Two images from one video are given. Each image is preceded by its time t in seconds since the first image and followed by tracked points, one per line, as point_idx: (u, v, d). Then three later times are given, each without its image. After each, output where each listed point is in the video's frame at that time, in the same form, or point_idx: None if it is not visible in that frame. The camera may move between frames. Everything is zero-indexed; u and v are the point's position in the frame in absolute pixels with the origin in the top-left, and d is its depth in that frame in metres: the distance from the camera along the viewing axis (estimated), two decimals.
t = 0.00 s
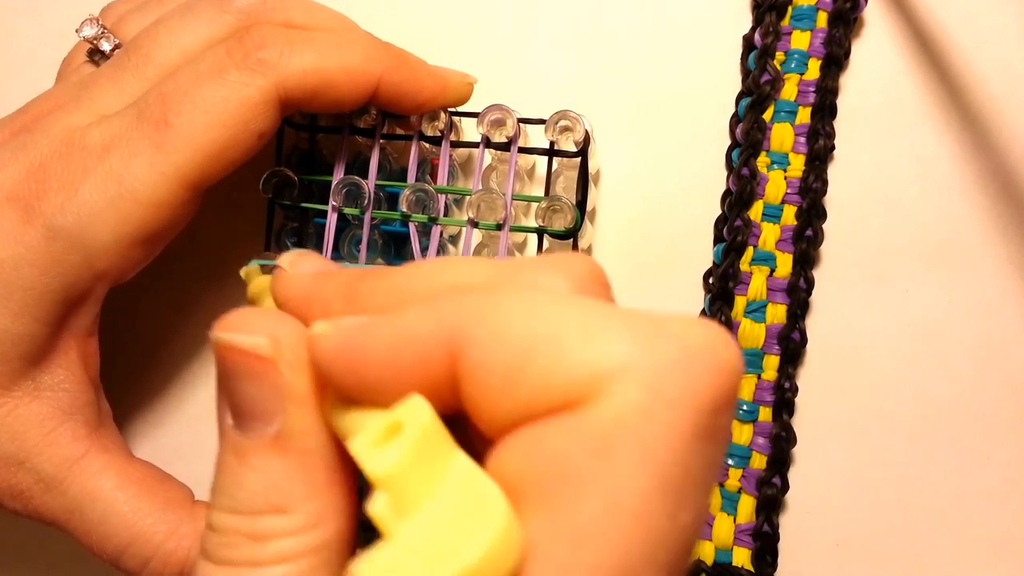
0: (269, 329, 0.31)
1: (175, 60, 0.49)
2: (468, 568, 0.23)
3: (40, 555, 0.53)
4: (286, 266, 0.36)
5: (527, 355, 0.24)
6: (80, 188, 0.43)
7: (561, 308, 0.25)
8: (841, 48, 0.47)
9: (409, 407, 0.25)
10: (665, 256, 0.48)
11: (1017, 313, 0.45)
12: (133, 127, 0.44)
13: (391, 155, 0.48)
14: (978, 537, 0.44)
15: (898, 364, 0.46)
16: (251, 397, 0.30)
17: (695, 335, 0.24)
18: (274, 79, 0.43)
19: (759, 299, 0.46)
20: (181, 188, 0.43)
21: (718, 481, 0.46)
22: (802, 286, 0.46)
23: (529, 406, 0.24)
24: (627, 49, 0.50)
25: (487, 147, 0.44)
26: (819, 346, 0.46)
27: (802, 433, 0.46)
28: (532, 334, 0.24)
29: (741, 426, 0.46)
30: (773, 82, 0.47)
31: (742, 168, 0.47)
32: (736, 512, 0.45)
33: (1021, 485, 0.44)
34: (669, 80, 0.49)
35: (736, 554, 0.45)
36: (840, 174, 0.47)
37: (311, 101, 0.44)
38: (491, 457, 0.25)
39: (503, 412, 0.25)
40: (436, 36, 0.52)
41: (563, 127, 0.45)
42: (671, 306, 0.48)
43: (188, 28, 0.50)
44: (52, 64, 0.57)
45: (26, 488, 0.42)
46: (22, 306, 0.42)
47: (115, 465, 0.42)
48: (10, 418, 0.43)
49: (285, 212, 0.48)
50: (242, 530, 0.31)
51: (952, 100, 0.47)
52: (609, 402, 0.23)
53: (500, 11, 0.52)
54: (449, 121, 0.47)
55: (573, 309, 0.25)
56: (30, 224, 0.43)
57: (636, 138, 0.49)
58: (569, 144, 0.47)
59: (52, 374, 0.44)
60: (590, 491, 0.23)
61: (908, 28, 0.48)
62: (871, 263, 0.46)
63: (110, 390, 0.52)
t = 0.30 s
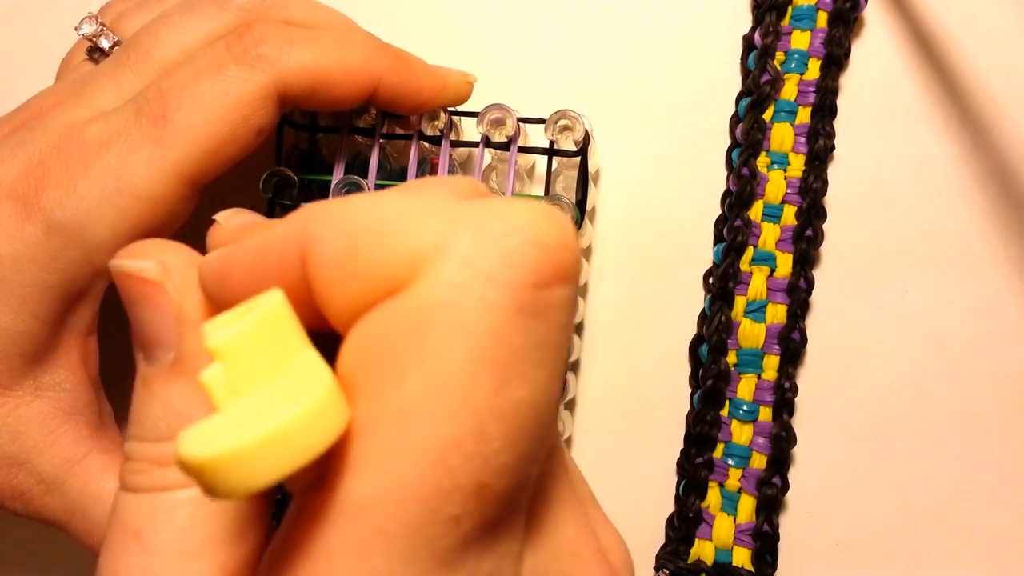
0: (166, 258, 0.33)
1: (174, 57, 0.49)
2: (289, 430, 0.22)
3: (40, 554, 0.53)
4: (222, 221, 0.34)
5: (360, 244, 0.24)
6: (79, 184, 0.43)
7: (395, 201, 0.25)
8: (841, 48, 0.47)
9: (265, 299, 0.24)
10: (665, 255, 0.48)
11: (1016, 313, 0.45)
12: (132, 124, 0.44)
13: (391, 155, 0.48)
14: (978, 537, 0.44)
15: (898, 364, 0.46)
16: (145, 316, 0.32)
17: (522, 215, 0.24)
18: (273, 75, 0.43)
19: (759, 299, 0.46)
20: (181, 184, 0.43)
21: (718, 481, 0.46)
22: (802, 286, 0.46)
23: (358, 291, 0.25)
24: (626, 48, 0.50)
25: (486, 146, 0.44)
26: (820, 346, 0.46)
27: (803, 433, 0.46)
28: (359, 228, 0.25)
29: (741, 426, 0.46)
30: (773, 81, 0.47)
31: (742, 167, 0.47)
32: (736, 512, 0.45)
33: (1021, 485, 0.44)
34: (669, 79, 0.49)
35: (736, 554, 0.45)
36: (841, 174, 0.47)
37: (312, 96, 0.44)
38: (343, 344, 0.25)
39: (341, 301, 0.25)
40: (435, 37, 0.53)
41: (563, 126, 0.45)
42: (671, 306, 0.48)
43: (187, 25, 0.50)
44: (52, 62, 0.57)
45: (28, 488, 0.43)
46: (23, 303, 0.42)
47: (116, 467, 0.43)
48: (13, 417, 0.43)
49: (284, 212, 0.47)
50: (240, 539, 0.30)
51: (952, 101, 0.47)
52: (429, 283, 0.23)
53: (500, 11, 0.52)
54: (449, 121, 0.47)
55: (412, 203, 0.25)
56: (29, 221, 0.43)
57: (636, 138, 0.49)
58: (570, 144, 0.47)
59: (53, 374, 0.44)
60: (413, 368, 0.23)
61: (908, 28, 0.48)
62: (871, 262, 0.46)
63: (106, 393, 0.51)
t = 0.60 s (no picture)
0: (114, 401, 0.24)
1: (171, 53, 0.49)
2: None
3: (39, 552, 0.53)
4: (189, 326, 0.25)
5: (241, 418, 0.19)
6: (79, 182, 0.43)
7: (283, 357, 0.20)
8: (841, 48, 0.47)
9: (178, 504, 0.21)
10: (665, 255, 0.48)
11: (1016, 313, 0.45)
12: (131, 121, 0.44)
13: (386, 153, 0.48)
14: (978, 537, 0.44)
15: (898, 364, 0.46)
16: (94, 471, 0.24)
17: (401, 378, 0.18)
18: (267, 68, 0.43)
19: (759, 299, 0.46)
20: (180, 180, 0.43)
21: (718, 481, 0.46)
22: (802, 286, 0.46)
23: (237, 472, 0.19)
24: (625, 47, 0.50)
25: (481, 143, 0.45)
26: (820, 346, 0.46)
27: (803, 433, 0.46)
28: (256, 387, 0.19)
29: (741, 426, 0.46)
30: (773, 82, 0.47)
31: (742, 168, 0.47)
32: (736, 512, 0.45)
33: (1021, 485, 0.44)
34: (669, 78, 0.49)
35: (736, 554, 0.45)
36: (841, 174, 0.47)
37: (306, 88, 0.44)
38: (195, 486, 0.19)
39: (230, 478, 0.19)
40: (434, 35, 0.52)
41: (558, 122, 0.45)
42: (671, 305, 0.48)
43: (184, 22, 0.50)
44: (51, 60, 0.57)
45: (24, 486, 0.43)
46: (21, 299, 0.42)
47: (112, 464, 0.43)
48: (9, 413, 0.43)
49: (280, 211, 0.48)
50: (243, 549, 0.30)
51: (952, 100, 0.47)
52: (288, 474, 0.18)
53: (499, 8, 0.52)
54: (443, 118, 0.46)
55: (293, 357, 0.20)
56: (30, 218, 0.43)
57: (635, 136, 0.49)
58: (564, 140, 0.47)
59: (51, 371, 0.44)
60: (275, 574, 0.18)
61: (908, 28, 0.48)
62: (871, 262, 0.46)
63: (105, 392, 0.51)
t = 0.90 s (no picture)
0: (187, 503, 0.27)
1: (172, 55, 0.49)
2: None
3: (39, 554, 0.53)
4: (164, 412, 0.30)
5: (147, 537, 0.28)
6: (80, 183, 0.43)
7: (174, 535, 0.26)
8: (841, 48, 0.47)
9: None
10: (666, 256, 0.48)
11: (1017, 313, 0.45)
12: (131, 122, 0.44)
13: (388, 156, 0.48)
14: (978, 537, 0.44)
15: (898, 364, 0.46)
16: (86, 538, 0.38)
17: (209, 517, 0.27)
18: (266, 69, 0.43)
19: (759, 299, 0.46)
20: (180, 181, 0.43)
21: (718, 481, 0.46)
22: (802, 286, 0.46)
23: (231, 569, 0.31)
24: (626, 47, 0.50)
25: (483, 146, 0.45)
26: (819, 346, 0.46)
27: (803, 433, 0.46)
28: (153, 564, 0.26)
29: (741, 426, 0.46)
30: (773, 81, 0.47)
31: (742, 167, 0.47)
32: (736, 512, 0.45)
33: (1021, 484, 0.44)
34: (669, 78, 0.49)
35: (736, 554, 0.45)
36: (841, 174, 0.47)
37: (306, 89, 0.44)
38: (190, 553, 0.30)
39: None
40: (434, 36, 0.52)
41: (560, 126, 0.45)
42: (671, 306, 0.48)
43: (185, 24, 0.50)
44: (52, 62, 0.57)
45: (17, 488, 0.42)
46: (19, 299, 0.42)
47: (109, 466, 0.42)
48: (3, 414, 0.42)
49: (282, 214, 0.48)
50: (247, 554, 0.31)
51: (952, 100, 0.47)
52: None
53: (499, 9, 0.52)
54: (446, 122, 0.46)
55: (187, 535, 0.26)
56: (31, 219, 0.43)
57: (635, 137, 0.49)
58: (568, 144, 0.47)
59: (48, 373, 0.43)
60: None
61: (908, 28, 0.48)
62: (871, 261, 0.46)
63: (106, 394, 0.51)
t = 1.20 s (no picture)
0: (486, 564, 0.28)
1: (173, 55, 0.49)
2: None
3: (39, 554, 0.52)
4: (387, 478, 0.31)
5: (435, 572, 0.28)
6: (81, 183, 0.43)
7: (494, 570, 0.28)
8: (841, 48, 0.47)
9: None
10: (665, 256, 0.48)
11: (1016, 312, 0.45)
12: (132, 122, 0.44)
13: (388, 155, 0.48)
14: (978, 537, 0.44)
15: (897, 364, 0.46)
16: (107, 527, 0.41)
17: None
18: (267, 69, 0.43)
19: (759, 299, 0.46)
20: (181, 181, 0.43)
21: (718, 481, 0.46)
22: (802, 286, 0.46)
23: None
24: (626, 47, 0.50)
25: (483, 146, 0.45)
26: (819, 346, 0.46)
27: (802, 433, 0.46)
28: None
29: (741, 426, 0.46)
30: (773, 81, 0.47)
31: (742, 168, 0.47)
32: (736, 512, 0.45)
33: (1021, 484, 0.44)
34: (669, 78, 0.49)
35: (736, 554, 0.45)
36: (840, 174, 0.47)
37: (307, 89, 0.44)
38: None
39: None
40: (435, 35, 0.52)
41: (561, 125, 0.45)
42: (672, 306, 0.48)
43: (185, 23, 0.50)
44: (53, 61, 0.57)
45: (16, 489, 0.42)
46: (19, 298, 0.42)
47: (108, 466, 0.42)
48: (3, 415, 0.42)
49: (282, 214, 0.48)
50: None
51: (952, 100, 0.47)
52: None
53: (500, 9, 0.52)
54: (446, 121, 0.46)
55: (514, 564, 0.28)
56: (32, 218, 0.43)
57: (636, 138, 0.49)
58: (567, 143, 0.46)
59: (48, 373, 0.43)
60: None
61: (908, 28, 0.48)
62: (871, 261, 0.46)
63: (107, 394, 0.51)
